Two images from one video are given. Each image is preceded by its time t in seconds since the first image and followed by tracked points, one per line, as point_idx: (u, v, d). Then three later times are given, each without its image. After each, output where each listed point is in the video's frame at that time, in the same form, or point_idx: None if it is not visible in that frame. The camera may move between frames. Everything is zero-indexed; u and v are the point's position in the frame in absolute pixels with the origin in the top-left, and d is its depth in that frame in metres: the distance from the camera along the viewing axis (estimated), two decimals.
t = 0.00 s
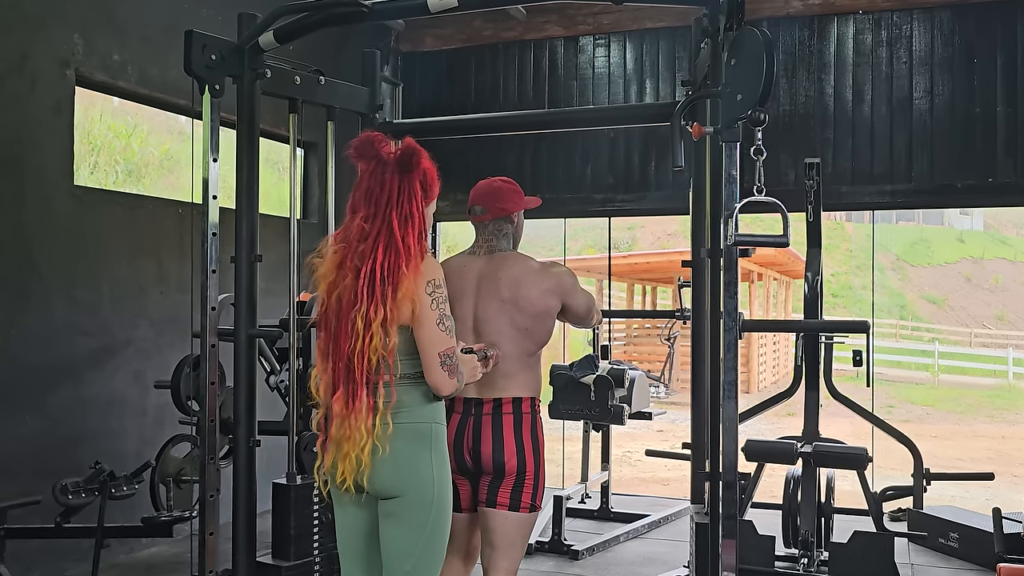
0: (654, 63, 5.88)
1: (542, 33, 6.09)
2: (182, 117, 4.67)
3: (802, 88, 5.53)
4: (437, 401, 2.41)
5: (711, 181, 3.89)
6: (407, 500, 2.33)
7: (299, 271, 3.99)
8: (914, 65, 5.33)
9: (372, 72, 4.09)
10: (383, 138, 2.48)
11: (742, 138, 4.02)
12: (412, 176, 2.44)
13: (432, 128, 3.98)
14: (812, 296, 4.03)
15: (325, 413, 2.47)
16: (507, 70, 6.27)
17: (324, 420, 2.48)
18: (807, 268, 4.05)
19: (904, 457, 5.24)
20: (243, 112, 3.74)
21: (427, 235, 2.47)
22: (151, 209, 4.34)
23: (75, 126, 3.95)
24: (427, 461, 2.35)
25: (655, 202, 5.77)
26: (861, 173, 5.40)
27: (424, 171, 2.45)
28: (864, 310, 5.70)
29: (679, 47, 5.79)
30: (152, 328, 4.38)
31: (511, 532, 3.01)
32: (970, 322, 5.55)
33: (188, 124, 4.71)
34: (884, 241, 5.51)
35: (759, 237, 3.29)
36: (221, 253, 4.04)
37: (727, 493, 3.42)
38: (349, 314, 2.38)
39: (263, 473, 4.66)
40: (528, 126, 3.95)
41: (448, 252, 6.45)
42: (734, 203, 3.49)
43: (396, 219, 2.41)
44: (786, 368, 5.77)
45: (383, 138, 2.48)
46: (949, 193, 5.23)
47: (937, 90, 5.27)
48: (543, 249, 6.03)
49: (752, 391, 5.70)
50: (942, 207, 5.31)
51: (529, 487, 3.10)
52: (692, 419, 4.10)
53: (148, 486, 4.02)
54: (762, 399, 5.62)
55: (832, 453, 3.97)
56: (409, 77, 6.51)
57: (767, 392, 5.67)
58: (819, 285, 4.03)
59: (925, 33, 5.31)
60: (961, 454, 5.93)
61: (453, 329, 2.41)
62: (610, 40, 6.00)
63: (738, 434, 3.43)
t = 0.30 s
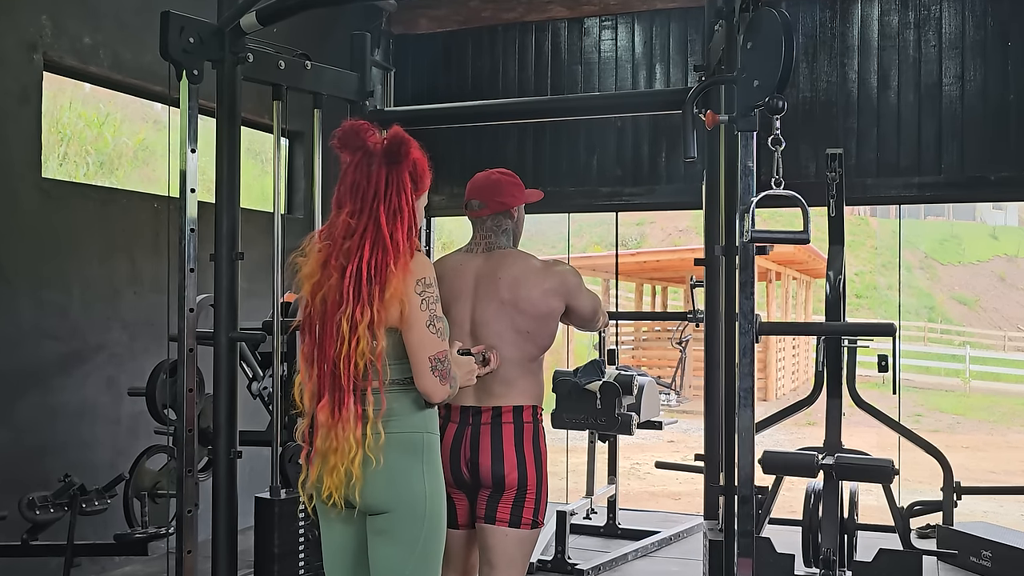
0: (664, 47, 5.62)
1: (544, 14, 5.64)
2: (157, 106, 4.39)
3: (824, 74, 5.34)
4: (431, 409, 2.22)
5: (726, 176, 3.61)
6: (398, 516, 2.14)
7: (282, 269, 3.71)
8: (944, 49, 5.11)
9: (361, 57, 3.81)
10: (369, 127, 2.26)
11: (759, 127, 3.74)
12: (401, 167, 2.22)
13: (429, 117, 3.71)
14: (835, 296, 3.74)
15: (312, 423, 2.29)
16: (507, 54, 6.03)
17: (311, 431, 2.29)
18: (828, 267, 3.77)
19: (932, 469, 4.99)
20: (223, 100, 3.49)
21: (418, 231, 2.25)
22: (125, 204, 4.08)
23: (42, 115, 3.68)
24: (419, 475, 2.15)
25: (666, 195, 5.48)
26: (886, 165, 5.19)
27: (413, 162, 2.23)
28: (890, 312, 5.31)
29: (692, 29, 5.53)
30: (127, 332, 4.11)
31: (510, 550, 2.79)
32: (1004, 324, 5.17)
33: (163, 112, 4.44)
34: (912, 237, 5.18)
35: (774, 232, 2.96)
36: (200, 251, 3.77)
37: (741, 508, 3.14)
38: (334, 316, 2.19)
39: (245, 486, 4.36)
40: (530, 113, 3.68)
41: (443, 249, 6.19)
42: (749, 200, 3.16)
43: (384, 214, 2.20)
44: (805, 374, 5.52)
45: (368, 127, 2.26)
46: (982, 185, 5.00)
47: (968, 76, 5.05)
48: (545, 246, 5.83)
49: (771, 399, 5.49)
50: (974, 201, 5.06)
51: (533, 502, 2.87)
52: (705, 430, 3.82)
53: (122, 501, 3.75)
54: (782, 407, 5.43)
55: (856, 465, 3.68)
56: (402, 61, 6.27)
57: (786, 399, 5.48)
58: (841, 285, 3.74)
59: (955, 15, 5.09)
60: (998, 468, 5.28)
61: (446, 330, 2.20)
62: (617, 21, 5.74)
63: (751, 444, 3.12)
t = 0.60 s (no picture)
0: (674, 31, 5.39)
1: None
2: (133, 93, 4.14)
3: (846, 59, 5.08)
4: (420, 415, 2.05)
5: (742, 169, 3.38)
6: (389, 531, 1.98)
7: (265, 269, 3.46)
8: (974, 33, 4.86)
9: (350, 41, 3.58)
10: (352, 117, 2.06)
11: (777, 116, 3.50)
12: (385, 159, 2.02)
13: (423, 105, 3.50)
14: (857, 297, 3.50)
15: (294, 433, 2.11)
16: (507, 38, 5.80)
17: (294, 439, 2.11)
18: (850, 266, 3.52)
19: (961, 482, 4.83)
20: (204, 89, 3.34)
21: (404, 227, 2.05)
22: (98, 198, 3.83)
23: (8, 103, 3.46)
24: (409, 487, 1.99)
25: (676, 188, 5.24)
26: (912, 157, 4.92)
27: (398, 154, 2.03)
28: (915, 314, 5.12)
29: (703, 12, 5.32)
30: (101, 335, 3.87)
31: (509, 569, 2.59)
32: None
33: (140, 98, 4.14)
34: (939, 234, 4.98)
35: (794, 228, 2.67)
36: (178, 248, 3.52)
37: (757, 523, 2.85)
38: (315, 318, 2.00)
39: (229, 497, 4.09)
40: (533, 101, 3.43)
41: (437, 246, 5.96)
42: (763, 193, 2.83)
43: (367, 208, 2.01)
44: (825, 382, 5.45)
45: (348, 119, 2.06)
46: (1014, 179, 4.74)
47: (999, 61, 4.81)
48: (548, 243, 5.66)
49: (789, 406, 5.46)
50: (1006, 196, 4.82)
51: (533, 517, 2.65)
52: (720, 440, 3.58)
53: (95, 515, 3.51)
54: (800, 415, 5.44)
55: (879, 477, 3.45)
56: (395, 47, 6.04)
57: (804, 405, 5.47)
58: (864, 285, 3.50)
59: None
60: None
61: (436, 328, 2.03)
62: (624, 4, 5.53)
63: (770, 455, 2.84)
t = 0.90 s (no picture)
0: (684, 16, 5.20)
1: None
2: (109, 81, 3.97)
3: (867, 45, 4.86)
4: (405, 420, 1.84)
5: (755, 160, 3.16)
6: (372, 548, 1.79)
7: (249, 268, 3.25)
8: (1003, 16, 4.66)
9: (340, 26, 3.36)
10: (328, 106, 1.87)
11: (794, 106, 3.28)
12: (360, 152, 1.83)
13: (413, 94, 3.27)
14: (879, 298, 3.28)
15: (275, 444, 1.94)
16: (507, 23, 5.59)
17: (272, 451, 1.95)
18: (872, 264, 3.30)
19: (991, 494, 4.65)
20: (183, 75, 3.19)
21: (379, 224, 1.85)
22: (71, 191, 3.67)
23: None
24: (393, 500, 1.79)
25: (687, 181, 5.04)
26: (937, 149, 4.72)
27: (372, 146, 1.83)
28: (941, 315, 4.87)
29: None
30: (74, 338, 3.71)
31: None
32: None
33: (116, 87, 4.00)
34: (966, 229, 4.76)
35: (816, 225, 2.47)
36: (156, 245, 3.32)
37: (772, 540, 2.61)
38: (286, 322, 1.83)
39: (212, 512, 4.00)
40: (534, 89, 3.21)
41: (433, 242, 5.76)
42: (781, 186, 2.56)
43: (340, 203, 1.82)
44: (845, 388, 5.25)
45: (320, 109, 1.87)
46: None
47: None
48: (550, 240, 5.47)
49: (806, 414, 5.35)
50: None
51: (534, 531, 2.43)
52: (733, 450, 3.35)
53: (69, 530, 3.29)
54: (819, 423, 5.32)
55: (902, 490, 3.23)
56: (388, 27, 5.82)
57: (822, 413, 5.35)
58: (887, 284, 3.28)
59: None
60: None
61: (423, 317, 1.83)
62: None
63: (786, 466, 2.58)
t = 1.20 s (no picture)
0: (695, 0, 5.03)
1: None
2: (84, 68, 3.87)
3: (888, 31, 4.67)
4: (379, 425, 1.83)
5: (770, 148, 2.93)
6: (342, 556, 1.79)
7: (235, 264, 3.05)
8: None
9: (330, 10, 3.17)
10: (310, 101, 1.88)
11: (813, 93, 3.09)
12: (335, 146, 1.83)
13: (407, 83, 3.09)
14: (901, 299, 3.09)
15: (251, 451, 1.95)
16: (507, 9, 5.41)
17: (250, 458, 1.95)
18: (894, 263, 3.12)
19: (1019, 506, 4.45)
20: (163, 58, 2.91)
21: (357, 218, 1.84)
22: (44, 186, 3.54)
23: None
24: (363, 508, 1.79)
25: (696, 175, 4.86)
26: (962, 140, 4.52)
27: (350, 138, 1.84)
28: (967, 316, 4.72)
29: None
30: (47, 340, 3.59)
31: None
32: None
33: (92, 75, 3.91)
34: (993, 227, 4.59)
35: (834, 221, 2.22)
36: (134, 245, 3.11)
37: (787, 555, 2.41)
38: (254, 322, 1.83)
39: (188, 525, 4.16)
40: (536, 78, 3.02)
41: (428, 240, 5.56)
42: (795, 180, 2.32)
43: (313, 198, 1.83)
44: (864, 394, 5.13)
45: (300, 106, 1.88)
46: None
47: None
48: (553, 237, 5.29)
49: (823, 422, 5.17)
50: None
51: (534, 544, 2.39)
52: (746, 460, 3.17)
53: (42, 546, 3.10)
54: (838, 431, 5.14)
55: (924, 501, 3.05)
56: (380, 14, 5.65)
57: (841, 421, 5.16)
58: (910, 284, 3.09)
59: None
60: None
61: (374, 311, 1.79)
62: None
63: (801, 476, 2.38)
